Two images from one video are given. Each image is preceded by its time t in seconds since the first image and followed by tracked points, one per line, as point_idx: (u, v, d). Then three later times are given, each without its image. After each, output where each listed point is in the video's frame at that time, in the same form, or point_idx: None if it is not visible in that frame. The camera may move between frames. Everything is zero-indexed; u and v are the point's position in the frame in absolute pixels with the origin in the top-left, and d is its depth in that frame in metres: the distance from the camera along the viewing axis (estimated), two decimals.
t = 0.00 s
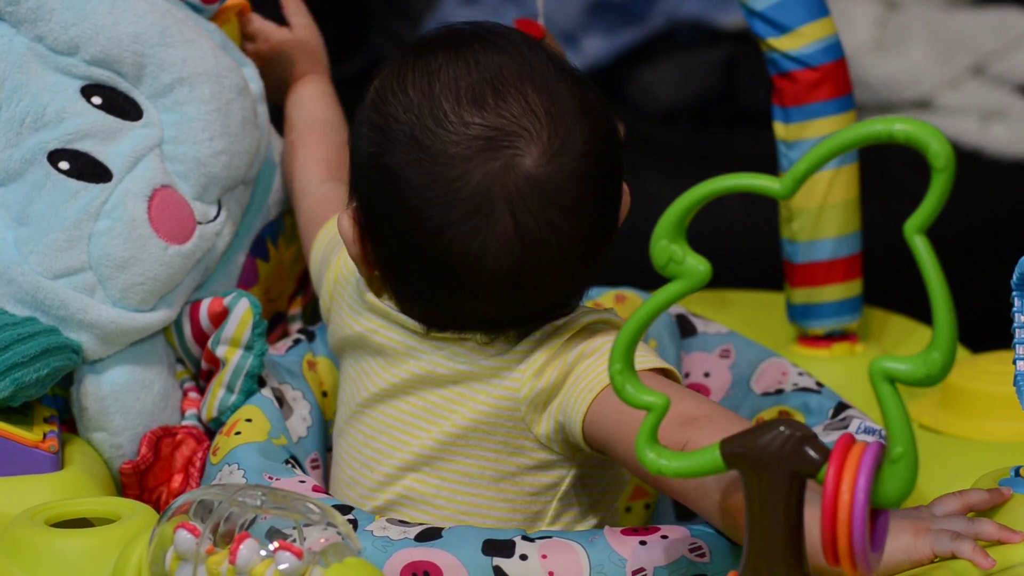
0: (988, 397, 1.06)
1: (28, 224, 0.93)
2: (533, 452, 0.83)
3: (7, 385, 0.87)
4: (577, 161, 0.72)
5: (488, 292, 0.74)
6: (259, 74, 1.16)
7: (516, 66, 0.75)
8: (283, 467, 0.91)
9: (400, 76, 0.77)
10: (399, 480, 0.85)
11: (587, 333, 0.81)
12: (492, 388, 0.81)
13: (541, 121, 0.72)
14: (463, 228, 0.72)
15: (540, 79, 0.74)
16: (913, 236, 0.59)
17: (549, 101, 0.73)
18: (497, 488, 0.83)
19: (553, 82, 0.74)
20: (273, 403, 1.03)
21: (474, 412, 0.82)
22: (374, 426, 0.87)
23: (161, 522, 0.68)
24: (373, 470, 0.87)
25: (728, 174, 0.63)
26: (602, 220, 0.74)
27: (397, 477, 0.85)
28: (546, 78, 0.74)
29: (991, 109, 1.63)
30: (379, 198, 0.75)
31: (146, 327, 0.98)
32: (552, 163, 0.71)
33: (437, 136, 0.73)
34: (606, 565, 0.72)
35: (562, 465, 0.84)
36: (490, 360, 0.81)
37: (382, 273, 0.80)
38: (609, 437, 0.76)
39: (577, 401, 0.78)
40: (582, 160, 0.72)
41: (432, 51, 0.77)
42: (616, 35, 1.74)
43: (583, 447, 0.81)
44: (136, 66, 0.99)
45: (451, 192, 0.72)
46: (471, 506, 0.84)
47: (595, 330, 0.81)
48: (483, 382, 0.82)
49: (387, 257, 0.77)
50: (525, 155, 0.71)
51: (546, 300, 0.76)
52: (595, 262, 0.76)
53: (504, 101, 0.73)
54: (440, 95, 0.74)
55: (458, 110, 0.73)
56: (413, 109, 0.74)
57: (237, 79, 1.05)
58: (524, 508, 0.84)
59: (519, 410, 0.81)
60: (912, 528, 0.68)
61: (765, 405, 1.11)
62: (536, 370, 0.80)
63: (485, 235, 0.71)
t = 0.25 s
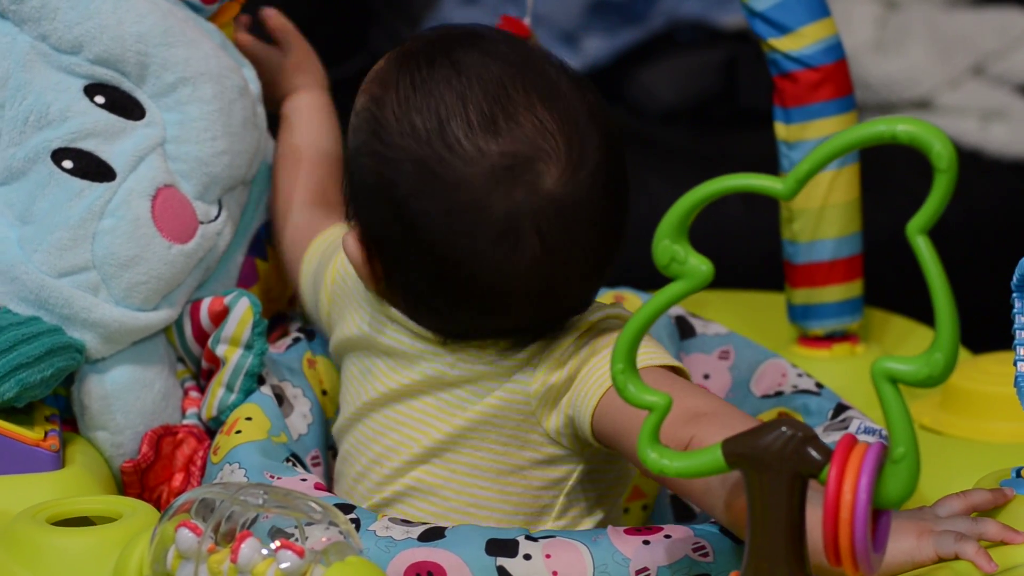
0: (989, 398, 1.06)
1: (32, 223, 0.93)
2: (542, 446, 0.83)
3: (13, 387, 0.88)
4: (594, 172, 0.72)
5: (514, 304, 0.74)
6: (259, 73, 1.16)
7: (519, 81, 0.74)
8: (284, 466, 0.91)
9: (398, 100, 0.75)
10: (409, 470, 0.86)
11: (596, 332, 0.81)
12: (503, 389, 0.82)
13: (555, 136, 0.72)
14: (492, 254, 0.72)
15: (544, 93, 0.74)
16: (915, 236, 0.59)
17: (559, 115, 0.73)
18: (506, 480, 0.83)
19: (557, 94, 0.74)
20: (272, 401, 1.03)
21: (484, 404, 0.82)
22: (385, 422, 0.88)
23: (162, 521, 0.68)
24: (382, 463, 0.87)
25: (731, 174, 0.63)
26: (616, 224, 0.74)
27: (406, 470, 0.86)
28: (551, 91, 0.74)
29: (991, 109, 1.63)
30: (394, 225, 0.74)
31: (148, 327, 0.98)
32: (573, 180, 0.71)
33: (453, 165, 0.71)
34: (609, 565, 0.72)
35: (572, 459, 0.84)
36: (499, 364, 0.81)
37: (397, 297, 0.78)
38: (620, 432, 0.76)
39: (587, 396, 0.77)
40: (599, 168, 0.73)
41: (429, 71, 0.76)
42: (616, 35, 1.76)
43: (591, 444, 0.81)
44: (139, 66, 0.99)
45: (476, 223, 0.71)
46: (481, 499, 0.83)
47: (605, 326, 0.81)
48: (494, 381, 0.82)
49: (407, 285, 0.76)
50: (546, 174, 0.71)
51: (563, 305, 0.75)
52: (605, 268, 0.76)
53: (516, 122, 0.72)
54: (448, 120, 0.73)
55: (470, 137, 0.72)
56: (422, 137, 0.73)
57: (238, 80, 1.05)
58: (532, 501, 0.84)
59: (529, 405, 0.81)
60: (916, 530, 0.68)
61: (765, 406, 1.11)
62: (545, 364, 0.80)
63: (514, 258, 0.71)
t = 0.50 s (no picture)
0: (989, 397, 1.05)
1: (23, 226, 0.92)
2: (534, 454, 0.83)
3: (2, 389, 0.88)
4: (588, 185, 0.72)
5: (510, 320, 0.74)
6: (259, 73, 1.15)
7: (507, 95, 0.72)
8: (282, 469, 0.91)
9: (384, 120, 0.74)
10: (400, 479, 0.86)
11: (592, 334, 0.80)
12: (493, 401, 0.82)
13: (549, 150, 0.71)
14: (488, 271, 0.71)
15: (534, 106, 0.72)
16: (914, 242, 0.58)
17: (550, 127, 0.72)
18: (498, 489, 0.83)
19: (547, 106, 0.73)
20: (269, 403, 1.02)
21: (474, 416, 0.82)
22: (378, 433, 0.88)
23: (158, 527, 0.68)
24: (374, 472, 0.87)
25: (729, 179, 0.63)
26: (608, 235, 0.74)
27: (396, 480, 0.86)
28: (540, 104, 0.73)
29: (991, 109, 1.63)
30: (388, 245, 0.74)
31: (140, 329, 0.98)
32: (567, 197, 0.70)
33: (445, 188, 0.70)
34: (608, 569, 0.72)
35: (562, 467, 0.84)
36: (489, 376, 0.82)
37: (391, 312, 0.79)
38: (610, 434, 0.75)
39: (579, 401, 0.77)
40: (593, 178, 0.72)
41: (413, 87, 0.74)
42: (616, 35, 1.79)
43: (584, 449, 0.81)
44: (132, 67, 0.98)
45: (467, 240, 0.71)
46: (472, 507, 0.84)
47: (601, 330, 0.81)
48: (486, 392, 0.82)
49: (403, 297, 0.76)
50: (540, 192, 0.70)
51: (555, 315, 0.75)
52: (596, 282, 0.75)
53: (506, 140, 0.70)
54: (437, 141, 0.71)
55: (460, 159, 0.70)
56: (411, 158, 0.72)
57: (236, 79, 1.04)
58: (523, 514, 0.84)
59: (519, 412, 0.82)
60: (915, 533, 0.68)
61: (762, 406, 1.12)
62: (535, 373, 0.81)
63: (510, 276, 0.71)
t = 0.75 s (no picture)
0: (989, 398, 1.05)
1: (62, 221, 0.89)
2: (532, 461, 0.83)
3: (36, 407, 0.88)
4: (572, 193, 0.72)
5: (499, 330, 0.73)
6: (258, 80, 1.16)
7: (487, 106, 0.73)
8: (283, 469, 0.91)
9: (366, 136, 0.74)
10: (400, 489, 0.86)
11: (591, 338, 0.80)
12: (488, 412, 0.82)
13: (529, 158, 0.71)
14: (475, 284, 0.71)
15: (514, 115, 0.72)
16: (915, 241, 0.59)
17: (531, 137, 0.72)
18: (496, 497, 0.83)
19: (528, 114, 0.73)
20: (269, 403, 1.02)
21: (469, 425, 0.82)
22: (379, 443, 0.88)
23: (160, 526, 0.68)
24: (375, 482, 0.87)
25: (729, 179, 0.63)
26: (596, 242, 0.74)
27: (396, 489, 0.86)
28: (521, 113, 0.73)
29: (991, 109, 1.63)
30: (376, 258, 0.74)
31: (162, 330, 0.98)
32: (551, 206, 0.70)
33: (428, 202, 0.71)
34: (610, 568, 0.72)
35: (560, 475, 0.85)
36: (485, 386, 0.81)
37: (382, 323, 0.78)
38: (602, 439, 0.76)
39: (576, 410, 0.77)
40: (577, 186, 0.72)
41: (396, 102, 0.74)
42: (615, 35, 1.76)
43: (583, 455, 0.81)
44: (156, 67, 0.99)
45: (455, 253, 0.70)
46: (472, 515, 0.84)
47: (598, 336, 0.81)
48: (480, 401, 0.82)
49: (389, 313, 0.76)
50: (523, 203, 0.70)
51: (548, 324, 0.75)
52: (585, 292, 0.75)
53: (486, 151, 0.71)
54: (418, 155, 0.72)
55: (443, 170, 0.71)
56: (393, 173, 0.72)
57: (227, 88, 1.07)
58: (526, 515, 0.84)
59: (517, 421, 0.81)
60: (914, 533, 0.68)
61: (763, 405, 1.11)
62: (530, 383, 0.80)
63: (496, 288, 0.71)
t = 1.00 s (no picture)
0: (990, 399, 1.06)
1: (84, 217, 0.91)
2: (539, 463, 0.83)
3: (58, 398, 0.85)
4: (570, 189, 0.72)
5: (502, 330, 0.74)
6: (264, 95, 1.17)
7: (484, 106, 0.73)
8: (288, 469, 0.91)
9: (365, 141, 0.75)
10: (409, 493, 0.86)
11: (596, 338, 0.80)
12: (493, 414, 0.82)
13: (528, 154, 0.71)
14: (477, 282, 0.71)
15: (511, 114, 0.73)
16: (915, 240, 0.59)
17: (529, 135, 0.72)
18: (505, 499, 0.84)
19: (526, 112, 0.73)
20: (272, 404, 1.02)
21: (475, 427, 0.83)
22: (387, 448, 0.88)
23: (164, 524, 0.68)
24: (384, 486, 0.88)
25: (730, 177, 0.63)
26: (599, 240, 0.74)
27: (405, 493, 0.86)
28: (518, 111, 0.73)
29: (992, 109, 1.63)
30: (378, 259, 0.74)
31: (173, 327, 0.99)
32: (551, 202, 0.71)
33: (427, 201, 0.71)
34: (614, 567, 0.72)
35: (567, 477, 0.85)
36: (490, 387, 0.82)
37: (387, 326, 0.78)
38: (605, 437, 0.76)
39: (581, 408, 0.77)
40: (577, 182, 0.72)
41: (395, 106, 0.75)
42: (616, 34, 1.79)
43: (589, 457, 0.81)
44: (174, 71, 1.00)
45: (458, 252, 0.71)
46: (481, 517, 0.84)
47: (604, 337, 0.81)
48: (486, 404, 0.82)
49: (393, 317, 0.77)
50: (522, 199, 0.70)
51: (553, 321, 0.75)
52: (588, 292, 0.76)
53: (484, 149, 0.71)
54: (416, 155, 0.72)
55: (442, 170, 0.71)
56: (393, 175, 0.73)
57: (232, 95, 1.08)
58: (534, 517, 0.84)
59: (524, 423, 0.82)
60: (916, 532, 0.68)
61: (765, 405, 1.12)
62: (536, 383, 0.81)
63: (497, 288, 0.71)
